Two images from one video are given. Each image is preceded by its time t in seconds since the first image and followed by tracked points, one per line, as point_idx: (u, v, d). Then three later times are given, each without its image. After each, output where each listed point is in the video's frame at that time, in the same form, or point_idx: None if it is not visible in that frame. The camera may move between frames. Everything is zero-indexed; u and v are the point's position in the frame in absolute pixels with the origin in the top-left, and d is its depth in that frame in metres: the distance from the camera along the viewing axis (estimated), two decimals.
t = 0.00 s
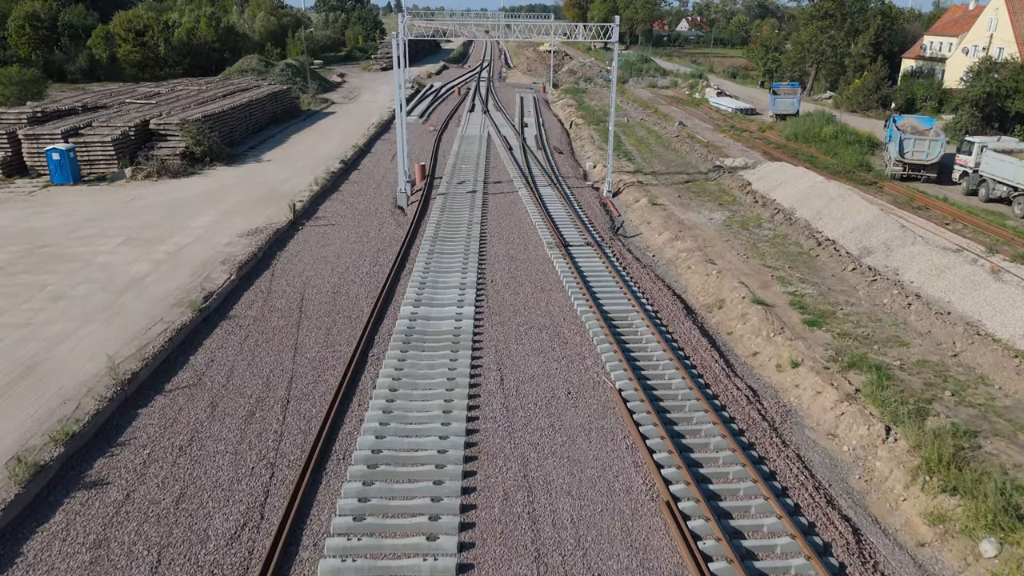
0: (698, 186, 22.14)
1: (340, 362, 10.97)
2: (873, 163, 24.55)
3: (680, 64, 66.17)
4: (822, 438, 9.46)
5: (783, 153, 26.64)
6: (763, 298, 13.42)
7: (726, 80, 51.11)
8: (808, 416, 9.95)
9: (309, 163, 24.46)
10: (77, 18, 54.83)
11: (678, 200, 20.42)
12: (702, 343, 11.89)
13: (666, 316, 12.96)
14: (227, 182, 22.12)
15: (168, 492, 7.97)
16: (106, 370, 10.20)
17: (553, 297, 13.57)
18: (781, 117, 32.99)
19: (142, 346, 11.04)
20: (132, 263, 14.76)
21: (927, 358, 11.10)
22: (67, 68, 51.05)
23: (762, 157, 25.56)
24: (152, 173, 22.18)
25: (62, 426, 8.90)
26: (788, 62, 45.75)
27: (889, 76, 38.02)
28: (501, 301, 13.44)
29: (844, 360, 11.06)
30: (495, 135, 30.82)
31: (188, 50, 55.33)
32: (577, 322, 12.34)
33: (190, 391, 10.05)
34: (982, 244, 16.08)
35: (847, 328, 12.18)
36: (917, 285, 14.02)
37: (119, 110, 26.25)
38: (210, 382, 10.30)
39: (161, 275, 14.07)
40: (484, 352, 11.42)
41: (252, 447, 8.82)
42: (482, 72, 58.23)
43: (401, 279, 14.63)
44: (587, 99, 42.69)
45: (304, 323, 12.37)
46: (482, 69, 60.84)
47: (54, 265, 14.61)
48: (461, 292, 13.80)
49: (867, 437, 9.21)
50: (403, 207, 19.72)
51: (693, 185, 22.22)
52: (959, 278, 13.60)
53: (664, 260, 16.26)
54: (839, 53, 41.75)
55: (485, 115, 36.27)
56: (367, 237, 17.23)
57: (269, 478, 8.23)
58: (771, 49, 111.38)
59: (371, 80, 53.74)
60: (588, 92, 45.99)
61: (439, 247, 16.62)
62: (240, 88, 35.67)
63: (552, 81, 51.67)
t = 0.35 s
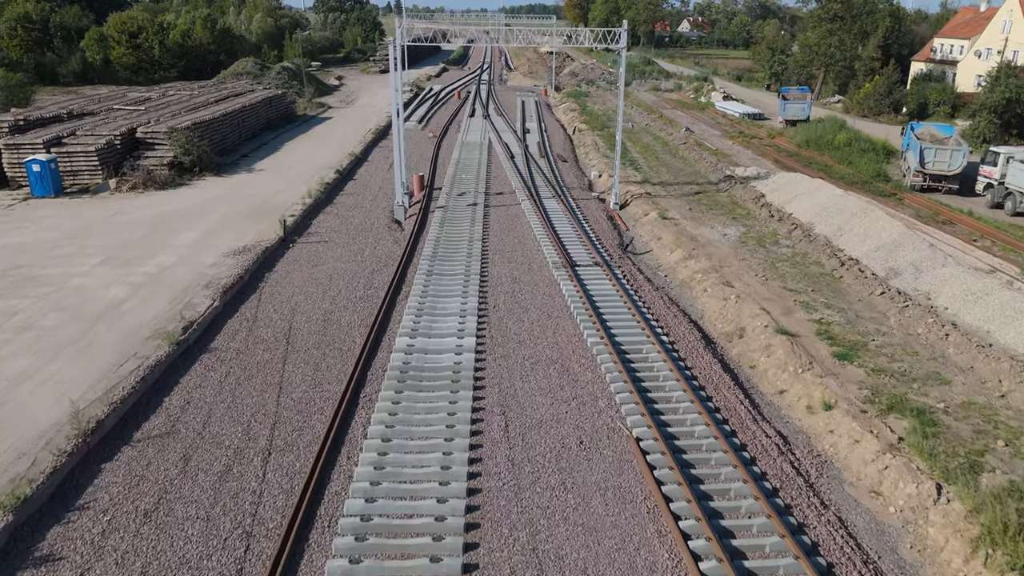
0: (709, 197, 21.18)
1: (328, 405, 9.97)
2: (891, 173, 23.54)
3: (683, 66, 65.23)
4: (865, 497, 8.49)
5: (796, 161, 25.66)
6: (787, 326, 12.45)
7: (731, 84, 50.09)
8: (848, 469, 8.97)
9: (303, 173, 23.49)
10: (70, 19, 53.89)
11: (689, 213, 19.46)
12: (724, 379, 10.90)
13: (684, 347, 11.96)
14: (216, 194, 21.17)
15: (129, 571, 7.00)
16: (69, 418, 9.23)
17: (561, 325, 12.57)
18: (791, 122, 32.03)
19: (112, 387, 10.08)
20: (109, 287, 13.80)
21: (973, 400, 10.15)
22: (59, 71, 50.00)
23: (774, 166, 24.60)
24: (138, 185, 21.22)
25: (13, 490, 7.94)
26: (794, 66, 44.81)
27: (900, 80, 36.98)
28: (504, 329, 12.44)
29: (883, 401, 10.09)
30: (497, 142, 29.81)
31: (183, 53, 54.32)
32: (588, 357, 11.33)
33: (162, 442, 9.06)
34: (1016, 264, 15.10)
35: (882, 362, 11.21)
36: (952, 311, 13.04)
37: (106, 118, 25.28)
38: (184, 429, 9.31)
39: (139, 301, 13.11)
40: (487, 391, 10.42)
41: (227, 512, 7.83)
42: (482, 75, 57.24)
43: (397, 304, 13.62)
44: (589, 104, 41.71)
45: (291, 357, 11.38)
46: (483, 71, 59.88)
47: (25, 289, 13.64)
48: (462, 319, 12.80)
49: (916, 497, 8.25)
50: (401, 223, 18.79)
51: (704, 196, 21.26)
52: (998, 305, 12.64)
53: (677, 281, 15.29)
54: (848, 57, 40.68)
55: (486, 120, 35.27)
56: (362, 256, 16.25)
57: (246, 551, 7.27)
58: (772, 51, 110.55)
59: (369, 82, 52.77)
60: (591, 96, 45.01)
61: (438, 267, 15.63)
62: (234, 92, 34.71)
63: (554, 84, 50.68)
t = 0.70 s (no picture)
0: (720, 211, 20.21)
1: (313, 458, 8.97)
2: (909, 184, 22.55)
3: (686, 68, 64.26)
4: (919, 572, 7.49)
5: (809, 170, 24.66)
6: (814, 360, 11.46)
7: (737, 87, 49.11)
8: (896, 536, 7.99)
9: (296, 183, 22.52)
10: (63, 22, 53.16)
11: (701, 228, 18.49)
12: (751, 423, 9.91)
13: (704, 384, 10.96)
14: (204, 206, 20.22)
15: None
16: (22, 478, 8.25)
17: (570, 359, 11.58)
18: (802, 129, 31.01)
19: (74, 438, 9.12)
20: (82, 314, 12.83)
21: None
22: (50, 73, 48.91)
23: (787, 176, 23.61)
24: (122, 197, 20.24)
25: None
26: (802, 70, 43.84)
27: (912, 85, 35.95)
28: (508, 363, 11.45)
29: (929, 453, 9.11)
30: (497, 149, 28.88)
31: (179, 55, 53.14)
32: (600, 398, 10.35)
33: (125, 504, 8.08)
34: None
35: (922, 405, 10.22)
36: (993, 342, 12.05)
37: (92, 125, 24.32)
38: (150, 489, 8.32)
39: (112, 331, 12.14)
40: (489, 439, 9.44)
41: None
42: (483, 77, 56.27)
43: (391, 333, 12.62)
44: (593, 107, 40.73)
45: (275, 398, 10.38)
46: (483, 73, 58.95)
47: None
48: (461, 351, 11.83)
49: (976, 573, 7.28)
50: (398, 240, 17.81)
51: (717, 210, 20.28)
52: None
53: (692, 305, 14.30)
54: (858, 60, 39.57)
55: (487, 126, 34.27)
56: (355, 276, 15.26)
57: None
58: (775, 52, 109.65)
59: (368, 85, 51.78)
60: (594, 99, 44.01)
61: (437, 290, 14.67)
62: (228, 97, 33.75)
63: (555, 88, 49.72)
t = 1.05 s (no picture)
0: (733, 226, 19.27)
1: (294, 524, 7.99)
2: (929, 197, 21.57)
3: (689, 71, 63.30)
4: None
5: (822, 180, 23.68)
6: (846, 401, 10.51)
7: (742, 90, 48.12)
8: None
9: (288, 195, 21.55)
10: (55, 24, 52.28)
11: (714, 246, 17.53)
12: (783, 479, 8.92)
13: (728, 430, 9.97)
14: (191, 220, 19.28)
15: None
16: None
17: (580, 400, 10.58)
18: (813, 135, 30.00)
19: (28, 501, 8.17)
20: (50, 346, 11.86)
21: None
22: (41, 76, 47.91)
23: (800, 187, 22.64)
24: (104, 211, 19.23)
25: None
26: (809, 73, 42.91)
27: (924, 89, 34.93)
28: (511, 404, 10.47)
29: (984, 517, 8.15)
30: (498, 157, 27.89)
31: (173, 56, 51.79)
32: (614, 449, 9.37)
33: None
34: None
35: (969, 457, 9.26)
36: None
37: (76, 134, 23.34)
38: (108, 566, 7.36)
39: (81, 367, 11.17)
40: (492, 499, 8.46)
41: None
42: (483, 80, 55.29)
43: (385, 367, 11.63)
44: (596, 112, 39.76)
45: (255, 448, 9.39)
46: (483, 76, 58.00)
47: None
48: (461, 390, 10.85)
49: None
50: (395, 260, 16.81)
51: (729, 225, 19.34)
52: None
53: (710, 334, 13.30)
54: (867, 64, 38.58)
55: (487, 132, 33.31)
56: (348, 300, 14.28)
57: None
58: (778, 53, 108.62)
59: (365, 88, 50.82)
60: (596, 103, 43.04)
61: (436, 316, 13.69)
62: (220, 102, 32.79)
63: (557, 91, 48.76)
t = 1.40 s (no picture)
0: (747, 243, 18.31)
1: None
2: (951, 210, 20.64)
3: (692, 74, 62.31)
4: None
5: (837, 192, 22.70)
6: (886, 451, 9.54)
7: (747, 94, 47.25)
8: None
9: (279, 209, 20.57)
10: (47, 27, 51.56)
11: (728, 266, 16.58)
12: (826, 553, 7.88)
13: (758, 488, 8.94)
14: (176, 237, 18.33)
15: None
16: None
17: (591, 450, 9.57)
18: (824, 143, 29.04)
19: None
20: (12, 385, 10.90)
21: None
22: (33, 79, 47.07)
23: (816, 200, 21.67)
24: (84, 228, 18.22)
25: None
26: (817, 77, 41.93)
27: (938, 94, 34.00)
28: (516, 456, 9.49)
29: None
30: (499, 167, 26.88)
31: (168, 59, 50.89)
32: (631, 512, 8.40)
33: None
34: None
35: None
36: None
37: (59, 144, 22.37)
38: None
39: (44, 411, 10.21)
40: None
41: None
42: (483, 83, 54.37)
43: (378, 410, 10.63)
44: (598, 117, 38.82)
45: (230, 512, 8.40)
46: (483, 79, 57.16)
47: None
48: (460, 438, 9.86)
49: None
50: (389, 283, 15.83)
51: (742, 242, 18.39)
52: None
53: (729, 368, 12.30)
54: (876, 68, 37.65)
55: (488, 139, 32.32)
56: (339, 329, 13.29)
57: None
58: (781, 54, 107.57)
59: (363, 91, 49.93)
60: (599, 108, 42.12)
61: (433, 348, 12.69)
62: (213, 108, 31.85)
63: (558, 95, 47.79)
